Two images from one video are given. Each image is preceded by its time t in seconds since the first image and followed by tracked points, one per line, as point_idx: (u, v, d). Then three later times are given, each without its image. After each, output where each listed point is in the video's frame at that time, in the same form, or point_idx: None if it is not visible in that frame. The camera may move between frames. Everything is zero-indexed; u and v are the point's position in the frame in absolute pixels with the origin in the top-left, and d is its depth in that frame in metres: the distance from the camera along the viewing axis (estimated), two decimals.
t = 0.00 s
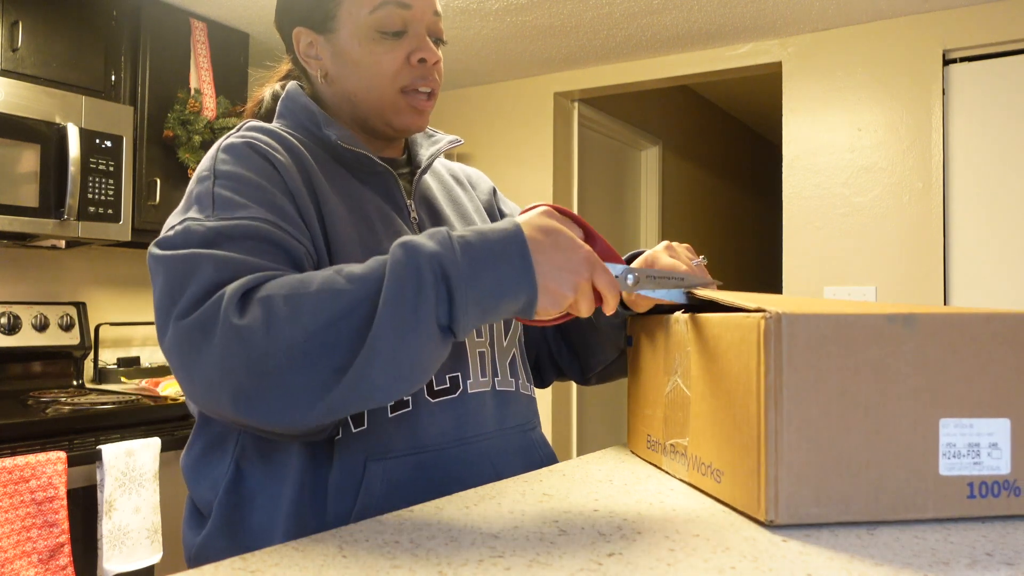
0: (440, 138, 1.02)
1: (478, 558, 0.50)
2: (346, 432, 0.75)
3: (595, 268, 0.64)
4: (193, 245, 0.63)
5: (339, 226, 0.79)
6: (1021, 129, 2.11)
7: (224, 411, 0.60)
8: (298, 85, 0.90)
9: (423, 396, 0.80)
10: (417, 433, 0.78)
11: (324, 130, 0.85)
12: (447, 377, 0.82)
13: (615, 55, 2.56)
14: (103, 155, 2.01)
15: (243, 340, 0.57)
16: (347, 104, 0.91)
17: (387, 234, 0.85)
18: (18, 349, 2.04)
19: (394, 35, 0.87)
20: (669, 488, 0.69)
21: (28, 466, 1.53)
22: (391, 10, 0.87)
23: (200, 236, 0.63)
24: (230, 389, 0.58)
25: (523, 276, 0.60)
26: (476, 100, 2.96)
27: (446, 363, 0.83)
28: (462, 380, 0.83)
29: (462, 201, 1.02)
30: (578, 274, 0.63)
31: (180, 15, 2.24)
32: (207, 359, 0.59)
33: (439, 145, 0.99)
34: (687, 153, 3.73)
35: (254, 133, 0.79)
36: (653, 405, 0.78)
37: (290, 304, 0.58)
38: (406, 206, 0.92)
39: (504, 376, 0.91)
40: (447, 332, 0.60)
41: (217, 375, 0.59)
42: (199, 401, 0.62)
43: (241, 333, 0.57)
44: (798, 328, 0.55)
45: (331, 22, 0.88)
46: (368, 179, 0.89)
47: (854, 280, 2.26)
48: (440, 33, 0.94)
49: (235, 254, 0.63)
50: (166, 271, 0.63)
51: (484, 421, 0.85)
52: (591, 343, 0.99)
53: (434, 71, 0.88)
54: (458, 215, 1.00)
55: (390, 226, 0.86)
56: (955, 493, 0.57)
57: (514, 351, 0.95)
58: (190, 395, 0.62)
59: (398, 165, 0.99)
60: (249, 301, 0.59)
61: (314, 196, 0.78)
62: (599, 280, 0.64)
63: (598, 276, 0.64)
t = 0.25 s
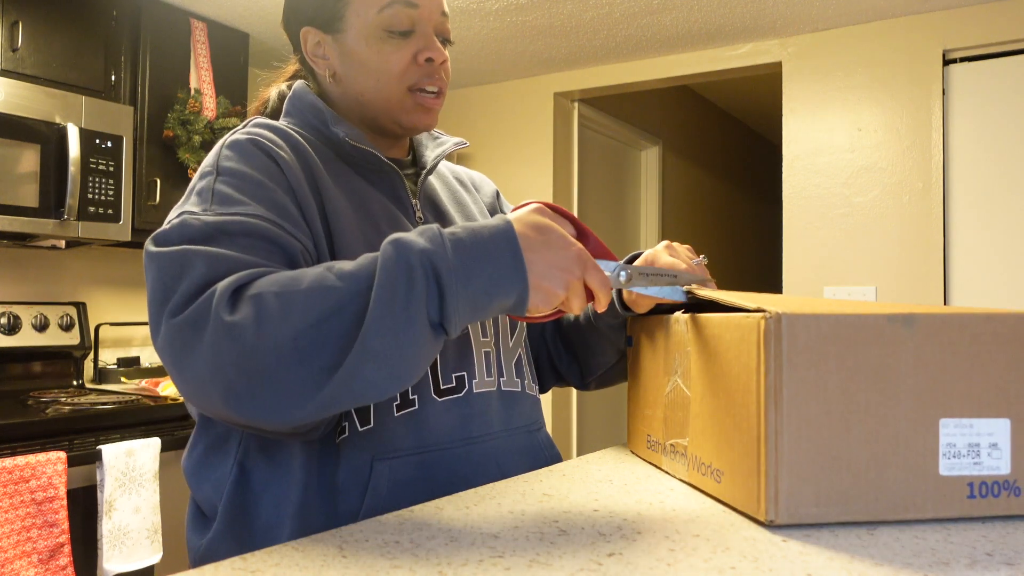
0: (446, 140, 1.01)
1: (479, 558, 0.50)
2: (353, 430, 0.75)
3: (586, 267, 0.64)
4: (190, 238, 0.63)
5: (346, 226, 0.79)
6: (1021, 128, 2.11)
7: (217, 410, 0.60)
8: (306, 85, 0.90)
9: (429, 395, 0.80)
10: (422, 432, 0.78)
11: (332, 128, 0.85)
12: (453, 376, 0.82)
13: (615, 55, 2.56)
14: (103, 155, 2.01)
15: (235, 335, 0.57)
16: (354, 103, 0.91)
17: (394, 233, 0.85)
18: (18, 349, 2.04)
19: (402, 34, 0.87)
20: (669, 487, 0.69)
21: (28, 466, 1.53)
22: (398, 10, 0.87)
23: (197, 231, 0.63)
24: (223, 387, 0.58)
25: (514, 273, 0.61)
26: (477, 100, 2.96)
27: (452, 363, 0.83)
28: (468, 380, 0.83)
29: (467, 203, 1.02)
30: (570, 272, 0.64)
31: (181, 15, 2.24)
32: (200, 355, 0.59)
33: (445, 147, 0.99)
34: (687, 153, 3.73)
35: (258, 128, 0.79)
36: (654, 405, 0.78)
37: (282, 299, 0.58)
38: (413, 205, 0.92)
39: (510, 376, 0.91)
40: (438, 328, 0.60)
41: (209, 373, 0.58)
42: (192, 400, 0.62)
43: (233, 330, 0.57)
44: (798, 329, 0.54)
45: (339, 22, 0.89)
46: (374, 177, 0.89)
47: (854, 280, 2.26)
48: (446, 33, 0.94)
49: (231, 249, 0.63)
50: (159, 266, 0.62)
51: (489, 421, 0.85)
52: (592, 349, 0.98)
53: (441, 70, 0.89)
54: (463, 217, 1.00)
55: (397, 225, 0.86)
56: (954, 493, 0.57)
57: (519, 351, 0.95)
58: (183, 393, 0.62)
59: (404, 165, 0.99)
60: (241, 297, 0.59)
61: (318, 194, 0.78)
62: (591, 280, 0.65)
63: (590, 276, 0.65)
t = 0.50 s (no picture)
0: (450, 143, 1.02)
1: (478, 558, 0.50)
2: (354, 430, 0.75)
3: (580, 264, 0.64)
4: (189, 240, 0.63)
5: (351, 227, 0.79)
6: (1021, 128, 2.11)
7: (215, 412, 0.60)
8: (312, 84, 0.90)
9: (431, 395, 0.80)
10: (425, 432, 0.79)
11: (338, 128, 0.85)
12: (456, 377, 0.82)
13: (615, 55, 2.56)
14: (103, 155, 2.01)
15: (230, 340, 0.57)
16: (359, 103, 0.91)
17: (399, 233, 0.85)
18: (18, 349, 2.04)
19: (407, 35, 0.87)
20: (669, 487, 0.69)
21: (28, 466, 1.53)
22: (404, 10, 0.87)
23: (197, 232, 0.63)
24: (219, 391, 0.58)
25: (510, 275, 0.60)
26: (476, 100, 2.96)
27: (456, 364, 0.83)
28: (471, 381, 0.84)
29: (470, 204, 1.02)
30: (565, 271, 0.63)
31: (181, 14, 2.24)
32: (197, 358, 0.59)
33: (449, 150, 0.99)
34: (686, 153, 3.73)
35: (263, 128, 0.79)
36: (654, 405, 0.78)
37: (276, 303, 0.58)
38: (417, 205, 0.92)
39: (512, 377, 0.91)
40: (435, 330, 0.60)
41: (206, 376, 0.59)
42: (191, 402, 0.62)
43: (229, 333, 0.57)
44: (798, 329, 0.54)
45: (344, 22, 0.89)
46: (377, 177, 0.89)
47: (854, 280, 2.26)
48: (451, 34, 0.94)
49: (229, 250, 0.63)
50: (160, 268, 0.62)
51: (490, 422, 0.85)
52: (593, 351, 0.99)
53: (446, 71, 0.89)
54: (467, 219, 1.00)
55: (401, 225, 0.87)
56: (954, 493, 0.57)
57: (521, 353, 0.95)
58: (182, 396, 0.62)
59: (408, 166, 0.99)
60: (238, 300, 0.59)
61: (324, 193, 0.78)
62: (587, 276, 0.64)
63: (584, 273, 0.64)
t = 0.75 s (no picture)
0: (452, 143, 1.02)
1: (479, 558, 0.50)
2: (355, 429, 0.75)
3: (610, 264, 0.63)
4: (207, 234, 0.63)
5: (354, 225, 0.79)
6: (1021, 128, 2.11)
7: (237, 402, 0.60)
8: (314, 84, 0.90)
9: (431, 394, 0.80)
10: (425, 431, 0.79)
11: (340, 129, 0.85)
12: (457, 376, 0.82)
13: (615, 55, 2.56)
14: (103, 155, 2.01)
15: (262, 330, 0.57)
16: (359, 103, 0.91)
17: (401, 232, 0.85)
18: (18, 349, 2.04)
19: (409, 35, 0.88)
20: (669, 487, 0.69)
21: (28, 466, 1.53)
22: (406, 11, 0.87)
23: (215, 226, 0.63)
24: (246, 380, 0.57)
25: (540, 271, 0.60)
26: (476, 100, 2.96)
27: (457, 363, 0.83)
28: (472, 381, 0.84)
29: (472, 205, 1.02)
30: (595, 268, 0.63)
31: (181, 15, 2.24)
32: (223, 348, 0.58)
33: (451, 150, 0.99)
34: (686, 153, 3.73)
35: (269, 126, 0.78)
36: (654, 405, 0.78)
37: (310, 295, 0.58)
38: (418, 205, 0.92)
39: (513, 377, 0.91)
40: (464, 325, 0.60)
41: (232, 365, 0.58)
42: (209, 393, 0.61)
43: (261, 322, 0.57)
44: (798, 329, 0.55)
45: (346, 22, 0.89)
46: (379, 177, 0.89)
47: (854, 280, 2.26)
48: (453, 34, 0.94)
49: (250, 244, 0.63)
50: (179, 260, 0.62)
51: (491, 422, 0.85)
52: (592, 352, 0.98)
53: (447, 72, 0.89)
54: (468, 219, 1.00)
55: (404, 224, 0.87)
56: (954, 493, 0.57)
57: (522, 353, 0.95)
58: (200, 386, 0.61)
59: (409, 166, 1.00)
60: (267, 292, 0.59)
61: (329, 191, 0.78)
62: (616, 277, 0.64)
63: (614, 274, 0.64)
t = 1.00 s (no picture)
0: (454, 142, 1.01)
1: (479, 558, 0.50)
2: (355, 424, 0.75)
3: (644, 254, 0.64)
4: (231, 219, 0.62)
5: (357, 224, 0.79)
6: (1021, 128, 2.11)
7: (267, 381, 0.59)
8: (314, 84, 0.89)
9: (432, 392, 0.80)
10: (425, 428, 0.78)
11: (341, 128, 0.85)
12: (459, 374, 0.82)
13: (615, 55, 2.55)
14: (103, 155, 2.01)
15: (302, 304, 0.56)
16: (360, 103, 0.91)
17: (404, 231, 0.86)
18: (18, 349, 2.05)
19: (409, 35, 0.88)
20: (669, 488, 0.69)
21: (28, 466, 1.53)
22: (406, 11, 0.87)
23: (241, 211, 0.62)
24: (281, 357, 0.57)
25: (578, 255, 0.60)
26: (476, 100, 2.96)
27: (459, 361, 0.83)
28: (474, 379, 0.84)
29: (474, 205, 1.02)
30: (628, 257, 0.63)
31: (181, 15, 2.24)
32: (259, 324, 0.57)
33: (453, 150, 0.99)
34: (687, 153, 3.72)
35: (276, 122, 0.78)
36: (654, 405, 0.78)
37: (350, 272, 0.57)
38: (420, 205, 0.92)
39: (515, 376, 0.91)
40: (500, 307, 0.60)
41: (265, 342, 0.57)
42: (237, 374, 0.60)
43: (299, 298, 0.56)
44: (797, 328, 0.55)
45: (347, 22, 0.89)
46: (381, 175, 0.88)
47: (854, 280, 2.26)
48: (454, 35, 0.94)
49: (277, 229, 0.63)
50: (208, 241, 0.61)
51: (492, 421, 0.85)
52: (591, 354, 0.99)
53: (447, 72, 0.89)
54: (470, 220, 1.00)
55: (407, 223, 0.87)
56: (954, 492, 0.57)
57: (524, 353, 0.95)
58: (226, 366, 0.60)
59: (412, 166, 1.00)
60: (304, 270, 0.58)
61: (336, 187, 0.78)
62: (652, 268, 0.64)
63: (649, 264, 0.64)
